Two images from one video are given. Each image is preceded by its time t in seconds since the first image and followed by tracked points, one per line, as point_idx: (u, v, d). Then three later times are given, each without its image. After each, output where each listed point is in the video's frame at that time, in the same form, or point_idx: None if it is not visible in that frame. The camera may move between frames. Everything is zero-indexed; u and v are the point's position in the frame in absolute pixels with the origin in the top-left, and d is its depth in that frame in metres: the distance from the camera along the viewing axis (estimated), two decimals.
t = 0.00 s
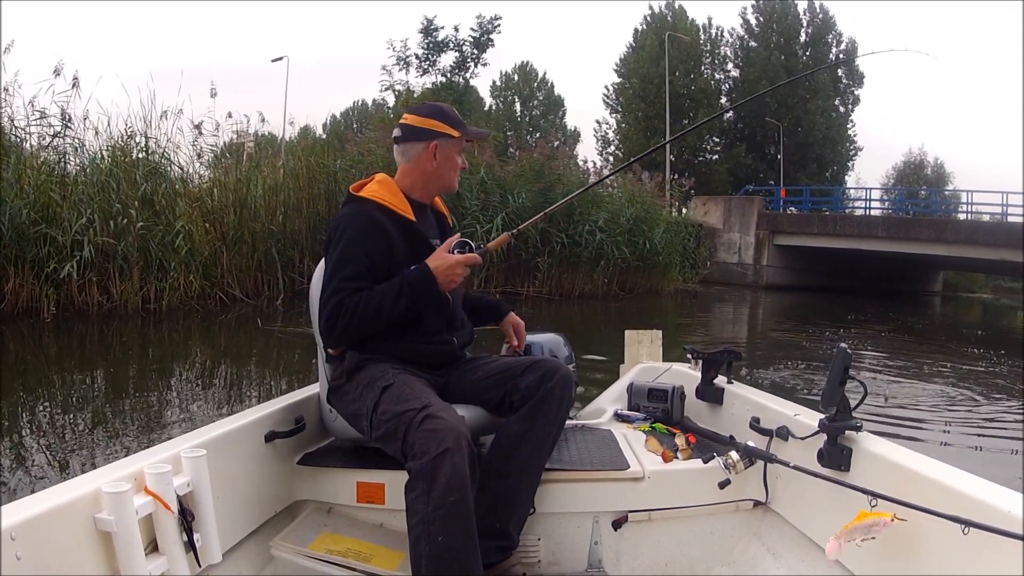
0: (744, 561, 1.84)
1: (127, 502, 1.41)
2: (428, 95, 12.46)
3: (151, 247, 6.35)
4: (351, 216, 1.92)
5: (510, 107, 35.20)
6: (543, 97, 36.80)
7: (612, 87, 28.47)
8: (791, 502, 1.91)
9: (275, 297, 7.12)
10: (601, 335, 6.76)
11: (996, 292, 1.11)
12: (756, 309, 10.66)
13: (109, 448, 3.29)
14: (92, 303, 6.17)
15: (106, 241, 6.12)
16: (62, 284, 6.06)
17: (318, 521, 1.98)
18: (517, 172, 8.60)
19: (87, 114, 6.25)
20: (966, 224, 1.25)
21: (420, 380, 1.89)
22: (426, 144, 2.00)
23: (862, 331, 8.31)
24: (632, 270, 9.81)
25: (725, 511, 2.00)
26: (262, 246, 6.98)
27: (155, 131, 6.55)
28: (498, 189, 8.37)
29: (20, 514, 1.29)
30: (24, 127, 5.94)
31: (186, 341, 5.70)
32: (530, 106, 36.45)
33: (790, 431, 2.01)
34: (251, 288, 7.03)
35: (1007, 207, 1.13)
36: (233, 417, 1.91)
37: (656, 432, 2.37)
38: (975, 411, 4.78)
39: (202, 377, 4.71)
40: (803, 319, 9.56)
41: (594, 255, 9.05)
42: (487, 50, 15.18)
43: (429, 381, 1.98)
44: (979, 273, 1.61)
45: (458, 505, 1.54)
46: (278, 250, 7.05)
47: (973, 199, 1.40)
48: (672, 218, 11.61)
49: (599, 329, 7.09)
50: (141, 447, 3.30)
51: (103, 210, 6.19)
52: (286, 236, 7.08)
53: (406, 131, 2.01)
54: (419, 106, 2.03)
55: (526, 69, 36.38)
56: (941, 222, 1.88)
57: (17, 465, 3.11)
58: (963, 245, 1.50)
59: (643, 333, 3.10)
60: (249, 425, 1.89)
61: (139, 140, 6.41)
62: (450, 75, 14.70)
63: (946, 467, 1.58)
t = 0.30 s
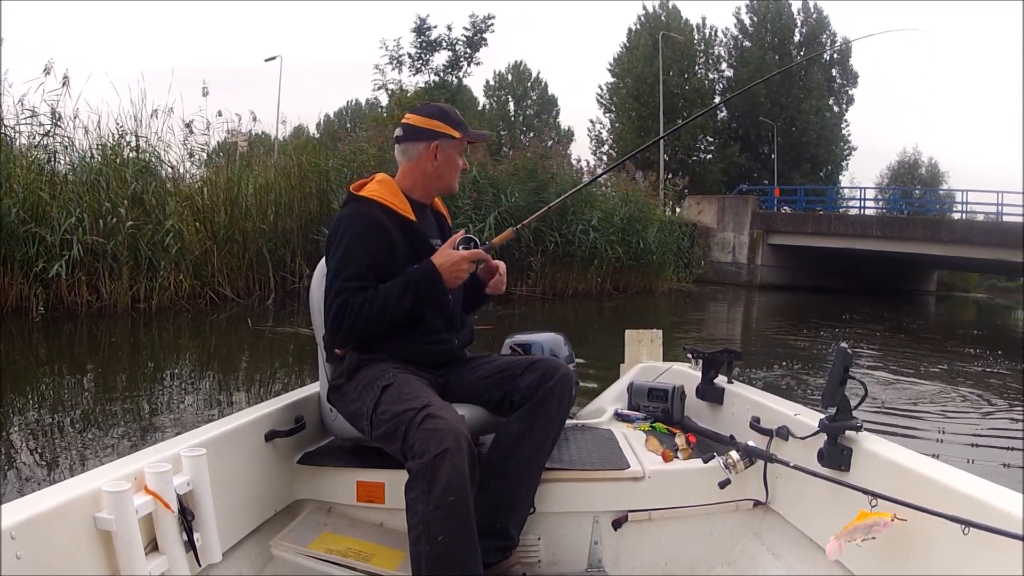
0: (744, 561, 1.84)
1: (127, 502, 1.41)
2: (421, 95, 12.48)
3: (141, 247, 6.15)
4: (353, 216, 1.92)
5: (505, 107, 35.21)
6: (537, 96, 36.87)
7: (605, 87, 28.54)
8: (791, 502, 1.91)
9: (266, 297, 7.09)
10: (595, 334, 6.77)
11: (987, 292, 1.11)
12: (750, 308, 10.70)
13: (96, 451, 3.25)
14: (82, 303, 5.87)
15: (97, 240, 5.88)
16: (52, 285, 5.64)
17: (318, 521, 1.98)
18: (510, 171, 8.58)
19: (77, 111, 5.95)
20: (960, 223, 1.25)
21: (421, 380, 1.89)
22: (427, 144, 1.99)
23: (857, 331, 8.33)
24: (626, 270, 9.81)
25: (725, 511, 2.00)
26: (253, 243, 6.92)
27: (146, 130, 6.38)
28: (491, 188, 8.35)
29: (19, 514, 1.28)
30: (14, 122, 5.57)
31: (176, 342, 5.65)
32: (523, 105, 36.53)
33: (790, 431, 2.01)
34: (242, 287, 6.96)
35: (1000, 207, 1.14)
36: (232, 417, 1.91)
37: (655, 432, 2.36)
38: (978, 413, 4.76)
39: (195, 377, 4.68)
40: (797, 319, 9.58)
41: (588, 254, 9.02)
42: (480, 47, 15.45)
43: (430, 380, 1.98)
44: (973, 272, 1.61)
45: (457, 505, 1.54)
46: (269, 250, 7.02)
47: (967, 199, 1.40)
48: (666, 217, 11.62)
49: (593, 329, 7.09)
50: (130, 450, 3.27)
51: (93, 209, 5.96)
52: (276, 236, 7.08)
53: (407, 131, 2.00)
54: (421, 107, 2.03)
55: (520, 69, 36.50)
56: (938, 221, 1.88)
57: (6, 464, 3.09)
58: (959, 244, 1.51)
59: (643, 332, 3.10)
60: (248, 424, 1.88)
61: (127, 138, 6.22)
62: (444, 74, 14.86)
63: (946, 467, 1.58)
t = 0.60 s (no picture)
0: (744, 561, 1.84)
1: (126, 502, 1.41)
2: (414, 95, 12.49)
3: (130, 249, 6.17)
4: (352, 215, 1.92)
5: (499, 107, 35.24)
6: (531, 96, 36.96)
7: (598, 87, 28.61)
8: (791, 502, 1.91)
9: (257, 297, 6.95)
10: (589, 335, 6.78)
11: (983, 292, 1.11)
12: (744, 309, 10.69)
13: (85, 454, 3.23)
14: (70, 304, 6.04)
15: (83, 241, 5.95)
16: (41, 286, 5.95)
17: (318, 521, 1.98)
18: (503, 171, 8.58)
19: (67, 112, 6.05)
20: (954, 223, 1.26)
21: (420, 381, 1.89)
22: (427, 144, 1.99)
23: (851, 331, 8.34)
24: (620, 270, 9.82)
25: (725, 511, 2.00)
26: (245, 241, 6.79)
27: (136, 129, 6.40)
28: (484, 188, 8.34)
29: (19, 514, 1.29)
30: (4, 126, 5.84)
31: (166, 343, 5.61)
32: (517, 105, 36.61)
33: (790, 430, 2.01)
34: (234, 288, 6.86)
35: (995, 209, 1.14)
36: (232, 417, 1.91)
37: (656, 431, 2.36)
38: (975, 412, 4.76)
39: (186, 380, 4.63)
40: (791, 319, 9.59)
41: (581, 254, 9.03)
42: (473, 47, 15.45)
43: (429, 381, 1.98)
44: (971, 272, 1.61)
45: (456, 505, 1.54)
46: (261, 251, 6.88)
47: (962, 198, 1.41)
48: (659, 217, 11.62)
49: (587, 329, 7.11)
50: (121, 453, 3.25)
51: (82, 210, 6.03)
52: (268, 236, 6.94)
53: (407, 130, 2.00)
54: (422, 106, 2.03)
55: (514, 68, 36.59)
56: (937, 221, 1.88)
57: None
58: (959, 245, 1.51)
59: (644, 333, 3.10)
60: (248, 424, 1.88)
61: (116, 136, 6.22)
62: (437, 73, 14.87)
63: (947, 467, 1.58)
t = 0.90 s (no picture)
0: (744, 561, 1.85)
1: (127, 502, 1.41)
2: (407, 94, 12.51)
3: (120, 249, 6.09)
4: (351, 216, 1.92)
5: (493, 107, 35.29)
6: (525, 96, 37.07)
7: (592, 87, 28.66)
8: (790, 502, 1.91)
9: (249, 298, 6.94)
10: (583, 335, 6.78)
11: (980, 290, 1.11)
12: (739, 309, 10.70)
13: (75, 458, 3.20)
14: (60, 306, 5.92)
15: (74, 241, 5.83)
16: (30, 286, 5.82)
17: (318, 522, 1.98)
18: (497, 170, 8.58)
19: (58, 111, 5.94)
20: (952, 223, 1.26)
21: (419, 381, 1.88)
22: (427, 144, 1.99)
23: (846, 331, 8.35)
24: (614, 269, 9.82)
25: (725, 511, 2.00)
26: (237, 241, 6.79)
27: (127, 129, 6.35)
28: (477, 188, 8.34)
29: (19, 515, 1.28)
30: None
31: (157, 343, 5.59)
32: (511, 105, 36.67)
33: (790, 431, 2.01)
34: (225, 288, 6.84)
35: (989, 207, 1.15)
36: (232, 418, 1.91)
37: (655, 432, 2.37)
38: (970, 414, 4.75)
39: (179, 381, 4.62)
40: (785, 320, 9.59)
41: (575, 254, 9.03)
42: (467, 46, 15.49)
43: (429, 381, 1.98)
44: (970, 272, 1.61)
45: (456, 505, 1.54)
46: (252, 250, 6.89)
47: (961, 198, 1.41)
48: (654, 218, 11.63)
49: (580, 329, 7.12)
50: (112, 456, 3.24)
51: (72, 209, 5.92)
52: (260, 236, 6.93)
53: (407, 130, 2.00)
54: (421, 106, 2.02)
55: (508, 68, 36.71)
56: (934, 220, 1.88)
57: None
58: (958, 246, 1.52)
59: (644, 333, 3.10)
60: (248, 425, 1.88)
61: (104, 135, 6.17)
62: (430, 73, 14.91)
63: (947, 468, 1.58)
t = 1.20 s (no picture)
0: (744, 561, 1.85)
1: (127, 502, 1.41)
2: (400, 93, 12.52)
3: (111, 248, 6.05)
4: (351, 215, 1.92)
5: (488, 106, 35.31)
6: (519, 96, 37.13)
7: (587, 86, 28.70)
8: (790, 502, 1.91)
9: (240, 297, 6.96)
10: (578, 335, 6.78)
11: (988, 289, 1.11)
12: (734, 308, 10.66)
13: (64, 460, 3.18)
14: (51, 305, 5.88)
15: (64, 241, 5.80)
16: (20, 285, 5.80)
17: (318, 521, 1.98)
18: (491, 169, 8.57)
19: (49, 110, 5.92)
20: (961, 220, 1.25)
21: (419, 382, 1.88)
22: (428, 143, 1.99)
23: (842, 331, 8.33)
24: (609, 268, 9.80)
25: (725, 511, 2.00)
26: (228, 242, 6.79)
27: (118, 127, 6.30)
28: (471, 187, 8.34)
29: (18, 514, 1.28)
30: None
31: (148, 343, 5.57)
32: (506, 105, 36.71)
33: (790, 431, 2.01)
34: (217, 287, 6.86)
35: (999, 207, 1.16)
36: (232, 417, 1.91)
37: (656, 432, 2.36)
38: (971, 416, 4.71)
39: (170, 381, 4.60)
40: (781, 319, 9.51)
41: (570, 253, 9.03)
42: (461, 45, 15.56)
43: (429, 382, 1.98)
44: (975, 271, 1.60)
45: (455, 505, 1.54)
46: (244, 251, 6.90)
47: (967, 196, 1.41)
48: (649, 217, 11.61)
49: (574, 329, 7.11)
50: (103, 457, 3.22)
51: (62, 209, 5.88)
52: (251, 235, 6.95)
53: (407, 129, 2.00)
54: (422, 105, 2.02)
55: (503, 67, 36.78)
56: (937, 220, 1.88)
57: None
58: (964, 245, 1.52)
59: (644, 332, 3.10)
60: (247, 424, 1.88)
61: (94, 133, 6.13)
62: (424, 72, 15.00)
63: (948, 468, 1.58)
